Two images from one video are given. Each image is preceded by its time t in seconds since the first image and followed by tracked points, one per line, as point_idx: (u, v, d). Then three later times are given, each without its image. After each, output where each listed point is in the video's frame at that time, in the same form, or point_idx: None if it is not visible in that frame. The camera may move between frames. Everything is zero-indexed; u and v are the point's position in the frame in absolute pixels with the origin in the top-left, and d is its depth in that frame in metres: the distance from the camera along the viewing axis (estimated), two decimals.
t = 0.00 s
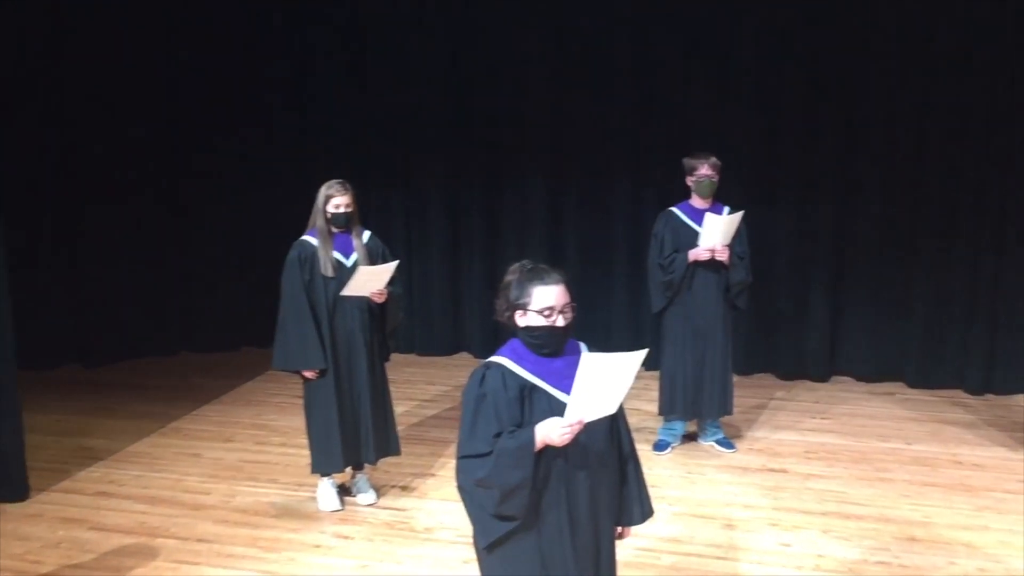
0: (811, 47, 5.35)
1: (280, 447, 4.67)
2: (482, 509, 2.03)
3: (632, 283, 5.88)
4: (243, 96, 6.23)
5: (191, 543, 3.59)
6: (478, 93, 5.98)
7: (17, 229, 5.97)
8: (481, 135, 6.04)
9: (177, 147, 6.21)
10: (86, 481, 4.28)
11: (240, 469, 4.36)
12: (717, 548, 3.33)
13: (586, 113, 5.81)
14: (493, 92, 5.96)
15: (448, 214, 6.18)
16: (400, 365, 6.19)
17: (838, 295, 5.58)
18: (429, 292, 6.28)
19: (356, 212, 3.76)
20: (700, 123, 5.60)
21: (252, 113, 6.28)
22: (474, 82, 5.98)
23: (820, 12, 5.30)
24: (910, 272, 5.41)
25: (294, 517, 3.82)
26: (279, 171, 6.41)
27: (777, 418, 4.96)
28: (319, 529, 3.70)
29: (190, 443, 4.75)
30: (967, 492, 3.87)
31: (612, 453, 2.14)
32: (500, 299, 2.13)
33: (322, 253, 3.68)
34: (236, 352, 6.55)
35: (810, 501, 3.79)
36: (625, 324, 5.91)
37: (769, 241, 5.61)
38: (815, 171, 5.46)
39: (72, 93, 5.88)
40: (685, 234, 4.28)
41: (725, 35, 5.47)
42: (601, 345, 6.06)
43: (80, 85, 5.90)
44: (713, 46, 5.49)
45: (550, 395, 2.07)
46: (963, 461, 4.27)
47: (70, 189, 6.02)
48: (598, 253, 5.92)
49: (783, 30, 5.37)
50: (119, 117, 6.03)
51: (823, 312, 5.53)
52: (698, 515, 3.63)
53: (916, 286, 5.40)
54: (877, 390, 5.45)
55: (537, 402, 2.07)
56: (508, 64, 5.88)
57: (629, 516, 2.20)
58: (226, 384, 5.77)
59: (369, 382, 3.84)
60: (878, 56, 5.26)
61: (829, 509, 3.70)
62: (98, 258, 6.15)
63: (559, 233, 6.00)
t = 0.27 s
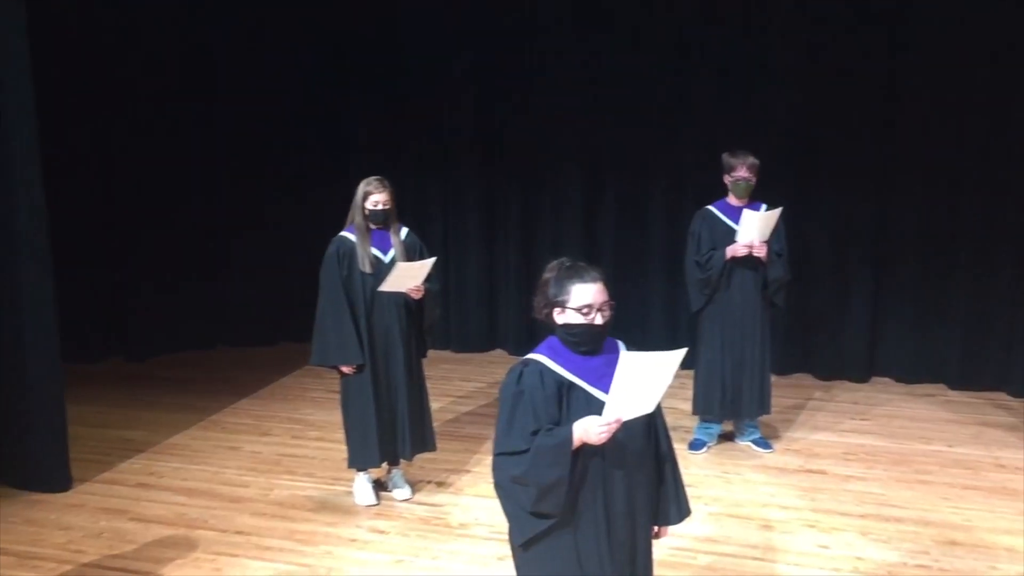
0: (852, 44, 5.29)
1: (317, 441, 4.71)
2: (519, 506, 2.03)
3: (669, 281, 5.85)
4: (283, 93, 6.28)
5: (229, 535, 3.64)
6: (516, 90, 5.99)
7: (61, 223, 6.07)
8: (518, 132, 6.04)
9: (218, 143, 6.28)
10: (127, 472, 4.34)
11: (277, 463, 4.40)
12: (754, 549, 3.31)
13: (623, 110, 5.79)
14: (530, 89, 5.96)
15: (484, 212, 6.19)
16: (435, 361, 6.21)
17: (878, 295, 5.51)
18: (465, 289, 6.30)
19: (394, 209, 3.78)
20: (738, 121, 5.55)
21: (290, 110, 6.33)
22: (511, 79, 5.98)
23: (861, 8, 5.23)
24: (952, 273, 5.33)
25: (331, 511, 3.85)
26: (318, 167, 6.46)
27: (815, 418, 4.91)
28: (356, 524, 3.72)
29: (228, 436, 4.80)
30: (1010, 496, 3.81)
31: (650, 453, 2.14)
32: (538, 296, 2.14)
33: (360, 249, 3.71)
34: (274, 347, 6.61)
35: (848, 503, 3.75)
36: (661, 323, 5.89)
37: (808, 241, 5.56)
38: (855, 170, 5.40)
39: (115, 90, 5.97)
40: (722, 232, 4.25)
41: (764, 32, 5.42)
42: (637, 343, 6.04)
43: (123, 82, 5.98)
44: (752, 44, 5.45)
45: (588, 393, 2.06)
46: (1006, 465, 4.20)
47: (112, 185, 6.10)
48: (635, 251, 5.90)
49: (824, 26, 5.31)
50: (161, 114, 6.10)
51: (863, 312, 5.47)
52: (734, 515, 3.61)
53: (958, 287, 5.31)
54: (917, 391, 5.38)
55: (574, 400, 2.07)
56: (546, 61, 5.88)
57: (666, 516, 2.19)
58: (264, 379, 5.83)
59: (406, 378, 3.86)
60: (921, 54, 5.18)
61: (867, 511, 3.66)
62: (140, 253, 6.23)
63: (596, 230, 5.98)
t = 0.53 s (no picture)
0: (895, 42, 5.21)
1: (354, 437, 4.74)
2: (556, 505, 2.03)
3: (707, 281, 5.81)
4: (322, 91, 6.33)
5: (267, 529, 3.67)
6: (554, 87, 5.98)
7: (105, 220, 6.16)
8: (556, 130, 6.03)
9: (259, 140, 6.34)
10: (168, 466, 4.40)
11: (315, 458, 4.44)
12: (793, 551, 3.28)
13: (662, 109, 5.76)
14: (568, 88, 5.95)
15: (522, 210, 6.19)
16: (471, 359, 6.22)
17: (921, 296, 5.43)
18: (502, 287, 6.31)
19: (433, 207, 3.79)
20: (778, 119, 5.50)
21: (330, 108, 6.37)
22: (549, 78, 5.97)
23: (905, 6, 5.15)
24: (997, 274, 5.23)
25: (368, 507, 3.87)
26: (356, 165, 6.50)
27: (855, 421, 4.85)
28: (392, 520, 3.74)
29: (267, 431, 4.85)
30: None
31: (688, 454, 2.12)
32: (577, 295, 2.13)
33: (398, 246, 3.73)
34: (312, 343, 6.66)
35: (889, 506, 3.70)
36: (698, 322, 5.85)
37: (849, 241, 5.49)
38: (898, 170, 5.32)
39: (158, 87, 6.05)
40: (761, 230, 4.21)
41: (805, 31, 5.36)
42: (674, 343, 6.01)
43: (166, 80, 6.06)
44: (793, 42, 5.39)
45: (627, 393, 2.06)
46: None
47: (155, 181, 6.18)
48: (673, 250, 5.87)
49: (867, 23, 5.24)
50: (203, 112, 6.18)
51: (904, 314, 5.39)
52: (772, 517, 3.58)
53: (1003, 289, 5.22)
54: (961, 394, 5.29)
55: (613, 400, 2.07)
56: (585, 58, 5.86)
57: (704, 517, 2.17)
58: (302, 374, 5.88)
59: (443, 376, 3.87)
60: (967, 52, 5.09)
61: (909, 515, 3.61)
62: (181, 249, 6.31)
63: (634, 229, 5.95)
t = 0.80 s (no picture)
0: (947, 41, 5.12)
1: (396, 434, 4.77)
2: (599, 506, 2.03)
3: (751, 282, 5.76)
4: (368, 90, 6.37)
5: (310, 525, 3.71)
6: (599, 87, 5.96)
7: (154, 217, 6.26)
8: (600, 130, 6.02)
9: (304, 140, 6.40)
10: (214, 460, 4.46)
11: (357, 455, 4.48)
12: (837, 556, 3.24)
13: (707, 109, 5.72)
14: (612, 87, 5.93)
15: (565, 210, 6.18)
16: (513, 358, 6.23)
17: (971, 299, 5.33)
18: (544, 286, 6.31)
19: (477, 206, 3.80)
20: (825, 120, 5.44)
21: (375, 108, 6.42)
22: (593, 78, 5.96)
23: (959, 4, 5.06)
24: None
25: (410, 504, 3.89)
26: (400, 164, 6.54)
27: (902, 425, 4.78)
28: (434, 517, 3.76)
29: (310, 428, 4.89)
30: None
31: (732, 455, 2.11)
32: (621, 294, 2.13)
33: (442, 245, 3.75)
34: (355, 341, 6.72)
35: (936, 512, 3.64)
36: (742, 324, 5.80)
37: (898, 243, 5.41)
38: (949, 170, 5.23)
39: (207, 87, 6.13)
40: (807, 231, 4.16)
41: (854, 30, 5.29)
42: (717, 344, 5.96)
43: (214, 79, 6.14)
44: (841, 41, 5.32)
45: (671, 394, 2.05)
46: None
47: (203, 180, 6.27)
48: (716, 251, 5.82)
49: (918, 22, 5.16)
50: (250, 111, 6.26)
51: (954, 317, 5.30)
52: (817, 522, 3.54)
53: None
54: (1012, 400, 5.18)
55: (656, 401, 2.06)
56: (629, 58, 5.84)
57: (748, 520, 2.15)
58: (345, 372, 5.93)
59: (485, 374, 3.88)
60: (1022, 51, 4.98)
61: (957, 522, 3.54)
62: (228, 246, 6.40)
63: (677, 230, 5.92)
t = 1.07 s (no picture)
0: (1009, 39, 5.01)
1: (444, 431, 4.79)
2: (646, 504, 2.03)
3: (802, 283, 5.69)
4: (418, 89, 6.42)
5: (358, 518, 3.75)
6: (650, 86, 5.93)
7: (209, 214, 6.37)
8: (650, 129, 5.99)
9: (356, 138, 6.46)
10: (264, 453, 4.53)
11: (405, 450, 4.51)
12: (888, 562, 3.19)
13: (759, 108, 5.67)
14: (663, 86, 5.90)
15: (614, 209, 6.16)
16: (560, 356, 6.23)
17: None
18: (593, 286, 6.29)
19: (526, 204, 3.81)
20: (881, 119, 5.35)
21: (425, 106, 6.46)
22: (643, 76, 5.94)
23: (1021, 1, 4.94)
24: None
25: (457, 501, 3.92)
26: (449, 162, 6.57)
27: (956, 430, 4.68)
28: (480, 514, 3.77)
29: (359, 423, 4.94)
30: None
31: (784, 455, 2.09)
32: (669, 293, 2.12)
33: (491, 243, 3.77)
34: (404, 338, 6.76)
35: (992, 520, 3.57)
36: (792, 325, 5.73)
37: (954, 245, 5.31)
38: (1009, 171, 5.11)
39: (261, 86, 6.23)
40: (861, 232, 4.10)
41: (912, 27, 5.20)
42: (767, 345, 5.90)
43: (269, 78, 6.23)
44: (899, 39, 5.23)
45: (720, 393, 2.03)
46: None
47: (256, 177, 6.36)
48: (767, 251, 5.76)
49: (979, 19, 5.05)
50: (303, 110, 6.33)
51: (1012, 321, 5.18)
52: (868, 526, 3.49)
53: None
54: None
55: (705, 399, 2.04)
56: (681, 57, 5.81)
57: (800, 522, 2.13)
58: (393, 368, 5.97)
59: (533, 371, 3.88)
60: None
61: (1013, 530, 3.47)
62: (280, 243, 6.48)
63: (727, 230, 5.87)
